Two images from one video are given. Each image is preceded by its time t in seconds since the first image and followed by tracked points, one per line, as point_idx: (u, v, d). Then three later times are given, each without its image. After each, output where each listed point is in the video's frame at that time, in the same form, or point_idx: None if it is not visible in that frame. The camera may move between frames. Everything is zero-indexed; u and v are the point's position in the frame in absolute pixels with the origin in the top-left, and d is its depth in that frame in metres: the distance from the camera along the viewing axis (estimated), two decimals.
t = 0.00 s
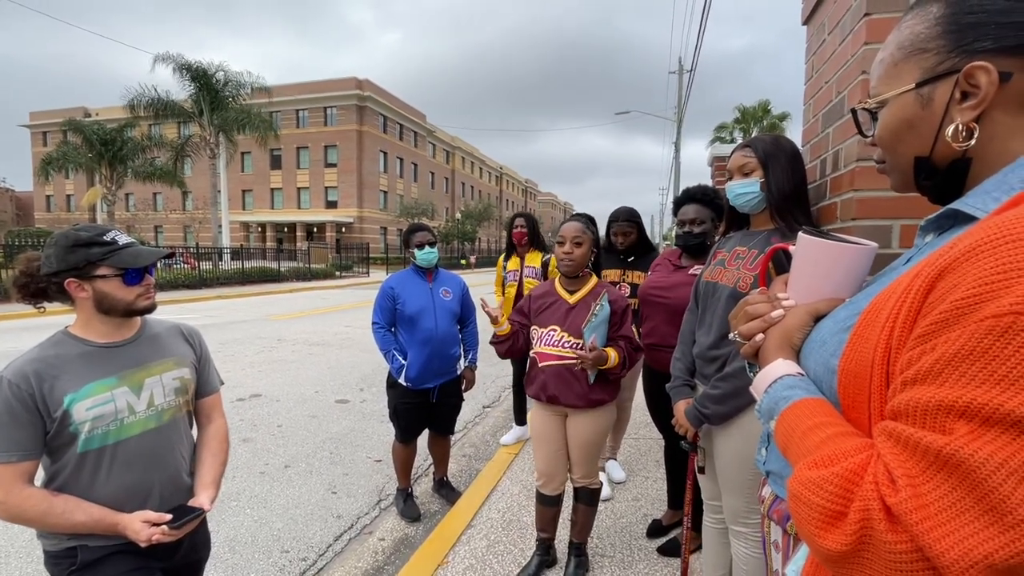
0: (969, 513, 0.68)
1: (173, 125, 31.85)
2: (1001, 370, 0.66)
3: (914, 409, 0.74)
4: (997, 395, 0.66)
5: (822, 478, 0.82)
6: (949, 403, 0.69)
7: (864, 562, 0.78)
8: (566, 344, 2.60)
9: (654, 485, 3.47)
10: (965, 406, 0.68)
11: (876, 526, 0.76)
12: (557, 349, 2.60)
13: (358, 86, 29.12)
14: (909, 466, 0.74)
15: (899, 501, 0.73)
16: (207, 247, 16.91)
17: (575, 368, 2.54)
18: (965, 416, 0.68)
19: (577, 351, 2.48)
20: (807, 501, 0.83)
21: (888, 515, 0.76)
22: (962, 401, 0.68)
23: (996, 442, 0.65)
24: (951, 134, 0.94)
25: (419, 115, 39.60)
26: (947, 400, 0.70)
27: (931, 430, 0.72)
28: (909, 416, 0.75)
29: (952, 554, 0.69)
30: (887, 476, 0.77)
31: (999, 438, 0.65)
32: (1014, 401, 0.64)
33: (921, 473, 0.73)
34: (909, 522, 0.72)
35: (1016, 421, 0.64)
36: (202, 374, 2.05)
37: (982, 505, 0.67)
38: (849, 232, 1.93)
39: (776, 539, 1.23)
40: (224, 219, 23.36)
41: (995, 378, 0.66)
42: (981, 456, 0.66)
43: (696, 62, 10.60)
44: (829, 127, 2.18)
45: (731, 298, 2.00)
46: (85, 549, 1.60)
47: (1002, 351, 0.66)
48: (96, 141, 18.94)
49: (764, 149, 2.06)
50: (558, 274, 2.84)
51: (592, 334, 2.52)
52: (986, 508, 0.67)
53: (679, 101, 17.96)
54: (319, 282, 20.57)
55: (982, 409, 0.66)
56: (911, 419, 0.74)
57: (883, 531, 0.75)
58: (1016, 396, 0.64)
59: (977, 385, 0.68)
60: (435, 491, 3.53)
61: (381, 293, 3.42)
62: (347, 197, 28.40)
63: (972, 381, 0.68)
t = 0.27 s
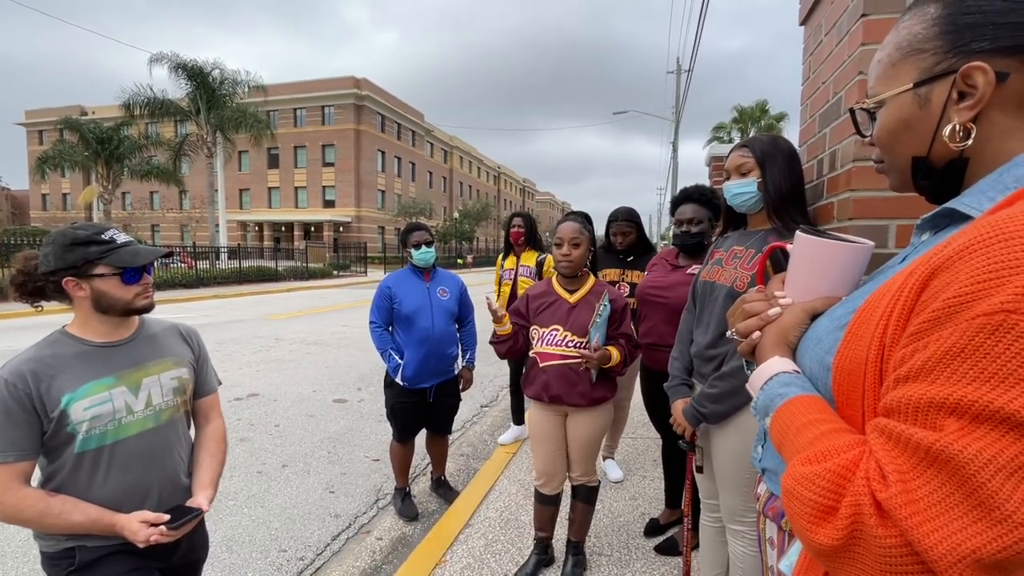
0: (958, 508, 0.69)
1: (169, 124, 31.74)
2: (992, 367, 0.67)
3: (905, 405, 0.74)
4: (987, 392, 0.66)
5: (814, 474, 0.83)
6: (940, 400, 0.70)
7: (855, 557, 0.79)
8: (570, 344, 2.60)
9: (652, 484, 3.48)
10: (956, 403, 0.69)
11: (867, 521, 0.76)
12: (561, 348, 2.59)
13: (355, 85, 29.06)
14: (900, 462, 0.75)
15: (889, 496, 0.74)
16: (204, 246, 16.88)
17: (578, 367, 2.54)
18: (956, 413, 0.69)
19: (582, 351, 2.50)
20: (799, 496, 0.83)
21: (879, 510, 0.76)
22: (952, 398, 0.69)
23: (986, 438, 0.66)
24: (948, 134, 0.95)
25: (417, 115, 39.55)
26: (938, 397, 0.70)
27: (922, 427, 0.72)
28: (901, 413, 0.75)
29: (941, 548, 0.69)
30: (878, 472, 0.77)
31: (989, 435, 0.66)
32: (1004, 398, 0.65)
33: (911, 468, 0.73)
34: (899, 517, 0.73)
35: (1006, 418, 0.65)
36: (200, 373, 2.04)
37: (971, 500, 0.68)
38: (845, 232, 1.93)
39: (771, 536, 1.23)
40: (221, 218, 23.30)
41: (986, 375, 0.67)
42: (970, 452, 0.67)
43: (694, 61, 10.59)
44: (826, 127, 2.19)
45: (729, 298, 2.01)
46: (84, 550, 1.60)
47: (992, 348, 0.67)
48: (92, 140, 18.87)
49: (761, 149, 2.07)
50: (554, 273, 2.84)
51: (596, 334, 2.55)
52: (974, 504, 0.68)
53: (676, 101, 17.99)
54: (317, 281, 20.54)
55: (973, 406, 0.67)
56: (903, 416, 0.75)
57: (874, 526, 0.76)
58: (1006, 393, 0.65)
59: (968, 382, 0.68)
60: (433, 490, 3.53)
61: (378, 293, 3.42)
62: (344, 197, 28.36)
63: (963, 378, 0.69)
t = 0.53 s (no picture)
0: (954, 508, 0.69)
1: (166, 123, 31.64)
2: (988, 368, 0.67)
3: (901, 405, 0.75)
4: (983, 393, 0.67)
5: (811, 473, 0.83)
6: (936, 401, 0.70)
7: (851, 555, 0.79)
8: (576, 343, 2.60)
9: (650, 484, 3.49)
10: (952, 404, 0.69)
11: (863, 520, 0.77)
12: (566, 348, 2.59)
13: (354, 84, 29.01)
14: (896, 462, 0.75)
15: (885, 495, 0.74)
16: (202, 246, 16.84)
17: (583, 367, 2.55)
18: (952, 414, 0.69)
19: (590, 349, 2.53)
20: (796, 496, 0.84)
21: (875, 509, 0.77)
22: (948, 398, 0.69)
23: (982, 439, 0.67)
24: (944, 136, 0.95)
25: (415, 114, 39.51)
26: (934, 397, 0.71)
27: (918, 427, 0.73)
28: (897, 413, 0.76)
29: (936, 547, 0.70)
30: (874, 471, 0.78)
31: (984, 435, 0.67)
32: (1001, 399, 0.65)
33: (907, 468, 0.74)
34: (895, 516, 0.73)
35: (1002, 419, 0.65)
36: (198, 373, 2.04)
37: (966, 500, 0.68)
38: (842, 232, 1.94)
39: (768, 534, 1.24)
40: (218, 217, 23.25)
41: (982, 376, 0.67)
42: (966, 452, 0.67)
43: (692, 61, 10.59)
44: (824, 128, 2.20)
45: (727, 297, 2.02)
46: (86, 549, 1.60)
47: (988, 349, 0.67)
48: (89, 139, 18.80)
49: (759, 150, 2.07)
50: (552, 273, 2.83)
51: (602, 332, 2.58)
52: (970, 503, 0.68)
53: (675, 101, 18.01)
54: (315, 280, 20.51)
55: (969, 407, 0.68)
56: (899, 415, 0.75)
57: (870, 526, 0.76)
58: (1002, 393, 0.66)
59: (964, 383, 0.68)
60: (431, 490, 3.53)
61: (376, 292, 3.42)
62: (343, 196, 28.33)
63: (959, 379, 0.69)
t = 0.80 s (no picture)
0: (951, 506, 0.70)
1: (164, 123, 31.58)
2: (986, 368, 0.68)
3: (899, 404, 0.75)
4: (981, 392, 0.67)
5: (808, 472, 0.83)
6: (933, 400, 0.71)
7: (848, 554, 0.80)
8: (577, 343, 2.61)
9: (648, 484, 3.49)
10: (949, 403, 0.69)
11: (860, 518, 0.77)
12: (568, 347, 2.59)
13: (352, 84, 28.98)
14: (893, 461, 0.75)
15: (882, 494, 0.74)
16: (200, 246, 16.81)
17: (584, 366, 2.56)
18: (949, 413, 0.69)
19: (591, 348, 2.53)
20: (794, 495, 0.84)
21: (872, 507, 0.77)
22: (945, 397, 0.70)
23: (979, 438, 0.67)
24: (941, 137, 0.96)
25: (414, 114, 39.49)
26: (932, 396, 0.71)
27: (916, 426, 0.73)
28: (894, 412, 0.76)
29: (933, 546, 0.70)
30: (871, 470, 0.78)
31: (982, 434, 0.67)
32: (998, 397, 0.66)
33: (904, 466, 0.74)
34: (893, 514, 0.73)
35: (1000, 418, 0.66)
36: (195, 373, 2.04)
37: (963, 498, 0.69)
38: (840, 232, 1.95)
39: (765, 533, 1.24)
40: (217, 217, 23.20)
41: (979, 375, 0.68)
42: (964, 451, 0.68)
43: (692, 62, 10.59)
44: (821, 129, 2.20)
45: (724, 297, 2.02)
46: (90, 547, 1.60)
47: (986, 349, 0.68)
48: (87, 139, 18.76)
49: (757, 150, 2.08)
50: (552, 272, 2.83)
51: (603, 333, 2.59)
52: (967, 502, 0.69)
53: (673, 102, 18.03)
54: (313, 280, 20.49)
55: (967, 406, 0.68)
56: (896, 414, 0.76)
57: (867, 524, 0.76)
58: (1000, 393, 0.66)
59: (962, 382, 0.69)
60: (430, 490, 3.53)
61: (374, 292, 3.42)
62: (342, 196, 28.31)
63: (957, 378, 0.69)
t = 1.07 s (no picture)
0: (944, 507, 0.70)
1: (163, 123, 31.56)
2: (980, 369, 0.68)
3: (894, 405, 0.75)
4: (974, 392, 0.67)
5: (803, 472, 0.83)
6: (927, 400, 0.71)
7: (842, 554, 0.80)
8: (572, 343, 2.61)
9: (647, 484, 3.49)
10: (944, 404, 0.69)
11: (854, 519, 0.77)
12: (563, 348, 2.60)
13: (352, 84, 28.97)
14: (888, 461, 0.75)
15: (876, 494, 0.74)
16: (199, 246, 16.81)
17: (579, 367, 2.56)
18: (943, 413, 0.69)
19: (587, 351, 2.51)
20: (789, 495, 0.84)
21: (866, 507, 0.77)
22: (939, 398, 0.70)
23: (973, 438, 0.67)
24: (938, 138, 0.96)
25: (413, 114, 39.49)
26: (926, 397, 0.71)
27: (909, 426, 0.73)
28: (888, 412, 0.76)
29: (926, 546, 0.70)
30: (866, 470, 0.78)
31: (975, 435, 0.67)
32: (992, 398, 0.66)
33: (898, 467, 0.74)
34: (886, 515, 0.73)
35: (993, 419, 0.66)
36: (191, 371, 2.04)
37: (957, 498, 0.69)
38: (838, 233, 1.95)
39: (761, 533, 1.24)
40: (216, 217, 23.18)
41: (973, 376, 0.68)
42: (957, 452, 0.67)
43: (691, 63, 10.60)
44: (820, 129, 2.20)
45: (723, 298, 2.02)
46: (99, 545, 1.60)
47: (980, 350, 0.68)
48: (86, 139, 18.73)
49: (756, 151, 2.08)
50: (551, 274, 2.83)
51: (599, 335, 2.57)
52: (960, 502, 0.68)
53: (673, 102, 18.03)
54: (312, 280, 20.49)
55: (961, 407, 0.68)
56: (891, 415, 0.76)
57: (861, 524, 0.76)
58: (994, 393, 0.66)
59: (955, 383, 0.69)
60: (429, 490, 3.53)
61: (373, 292, 3.42)
62: (341, 196, 28.30)
63: (950, 379, 0.69)
